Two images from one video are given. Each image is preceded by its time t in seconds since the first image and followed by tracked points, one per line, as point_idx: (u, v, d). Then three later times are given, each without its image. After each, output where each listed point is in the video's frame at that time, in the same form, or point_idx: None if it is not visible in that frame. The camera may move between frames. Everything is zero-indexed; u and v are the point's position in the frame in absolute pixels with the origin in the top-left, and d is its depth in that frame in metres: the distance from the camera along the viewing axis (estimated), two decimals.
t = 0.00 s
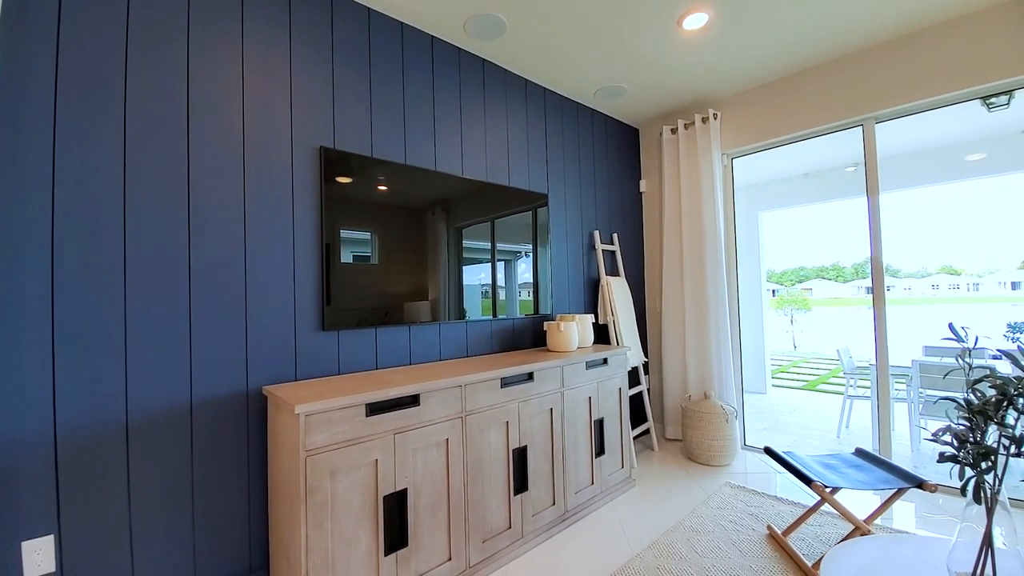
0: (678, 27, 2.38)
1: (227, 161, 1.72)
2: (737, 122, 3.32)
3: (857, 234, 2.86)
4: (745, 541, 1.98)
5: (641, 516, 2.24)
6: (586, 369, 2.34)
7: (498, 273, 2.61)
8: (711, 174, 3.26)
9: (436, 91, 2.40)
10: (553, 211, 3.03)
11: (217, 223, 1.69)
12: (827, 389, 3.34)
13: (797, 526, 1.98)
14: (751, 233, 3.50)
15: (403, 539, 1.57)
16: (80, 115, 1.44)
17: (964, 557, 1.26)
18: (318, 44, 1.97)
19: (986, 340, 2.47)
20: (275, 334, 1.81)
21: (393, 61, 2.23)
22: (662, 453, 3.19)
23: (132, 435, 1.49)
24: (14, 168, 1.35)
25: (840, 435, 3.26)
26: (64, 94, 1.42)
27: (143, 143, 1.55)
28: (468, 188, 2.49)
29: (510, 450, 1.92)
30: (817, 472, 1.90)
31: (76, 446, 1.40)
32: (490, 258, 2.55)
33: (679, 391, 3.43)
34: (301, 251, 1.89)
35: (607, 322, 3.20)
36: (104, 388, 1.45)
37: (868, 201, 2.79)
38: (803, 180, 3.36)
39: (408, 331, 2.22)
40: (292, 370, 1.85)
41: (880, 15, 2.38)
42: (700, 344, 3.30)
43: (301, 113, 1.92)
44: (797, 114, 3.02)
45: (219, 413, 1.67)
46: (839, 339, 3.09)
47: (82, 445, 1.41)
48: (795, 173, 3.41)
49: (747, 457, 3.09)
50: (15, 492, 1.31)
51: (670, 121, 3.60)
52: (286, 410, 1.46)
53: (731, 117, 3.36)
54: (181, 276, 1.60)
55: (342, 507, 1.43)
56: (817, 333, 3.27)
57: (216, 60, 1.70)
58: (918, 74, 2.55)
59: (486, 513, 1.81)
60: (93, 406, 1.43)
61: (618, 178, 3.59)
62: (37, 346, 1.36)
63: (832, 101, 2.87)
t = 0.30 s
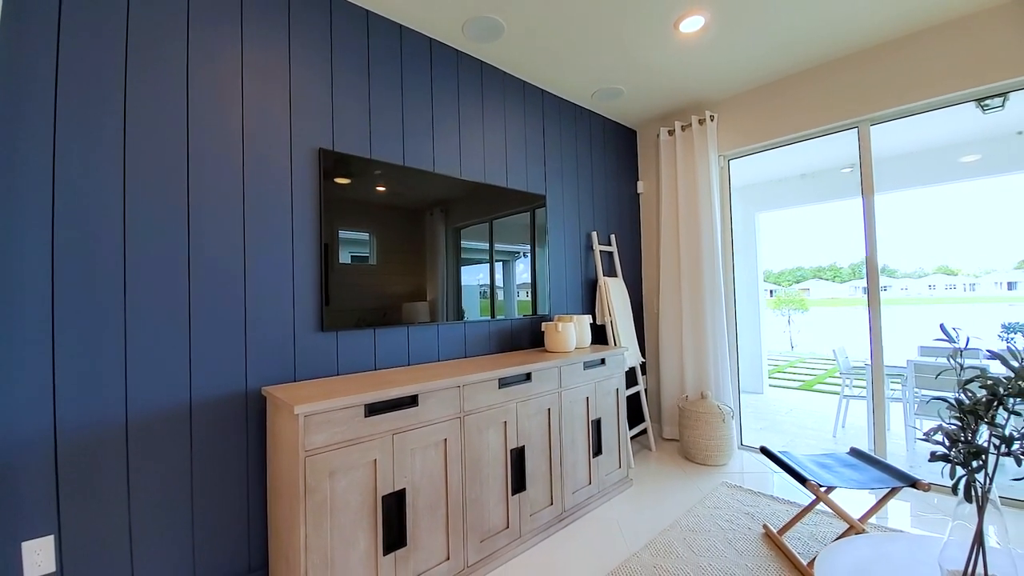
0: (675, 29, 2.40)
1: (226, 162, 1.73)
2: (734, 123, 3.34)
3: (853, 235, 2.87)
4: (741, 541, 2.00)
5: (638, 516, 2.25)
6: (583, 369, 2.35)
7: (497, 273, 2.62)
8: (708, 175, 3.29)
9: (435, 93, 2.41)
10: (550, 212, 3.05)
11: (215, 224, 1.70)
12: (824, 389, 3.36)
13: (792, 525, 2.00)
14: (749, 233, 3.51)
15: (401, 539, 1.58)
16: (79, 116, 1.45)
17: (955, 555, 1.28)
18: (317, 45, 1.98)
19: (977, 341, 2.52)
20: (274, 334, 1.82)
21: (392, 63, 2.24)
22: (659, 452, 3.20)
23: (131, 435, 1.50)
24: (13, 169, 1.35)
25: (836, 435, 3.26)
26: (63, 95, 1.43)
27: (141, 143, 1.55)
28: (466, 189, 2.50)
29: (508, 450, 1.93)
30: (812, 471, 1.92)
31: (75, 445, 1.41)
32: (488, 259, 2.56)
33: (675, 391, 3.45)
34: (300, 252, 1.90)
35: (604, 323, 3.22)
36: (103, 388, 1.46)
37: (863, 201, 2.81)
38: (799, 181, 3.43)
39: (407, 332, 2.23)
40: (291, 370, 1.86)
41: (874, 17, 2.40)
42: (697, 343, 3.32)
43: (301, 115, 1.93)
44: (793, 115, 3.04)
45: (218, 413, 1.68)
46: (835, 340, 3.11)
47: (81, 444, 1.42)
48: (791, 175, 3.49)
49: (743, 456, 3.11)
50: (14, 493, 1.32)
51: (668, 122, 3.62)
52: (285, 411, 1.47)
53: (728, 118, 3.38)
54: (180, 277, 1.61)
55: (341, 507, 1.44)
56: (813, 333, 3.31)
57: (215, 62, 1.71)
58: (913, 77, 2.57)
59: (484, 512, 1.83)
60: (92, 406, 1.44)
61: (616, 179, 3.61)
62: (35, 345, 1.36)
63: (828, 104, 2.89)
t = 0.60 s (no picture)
0: (671, 31, 2.42)
1: (225, 162, 1.74)
2: (730, 124, 3.37)
3: (848, 236, 2.90)
4: (736, 539, 2.02)
5: (635, 515, 2.27)
6: (580, 369, 2.36)
7: (495, 273, 2.63)
8: (705, 176, 3.30)
9: (433, 94, 2.42)
10: (548, 212, 3.06)
11: (214, 224, 1.70)
12: (820, 389, 3.37)
13: (787, 523, 2.02)
14: (745, 233, 3.53)
15: (399, 538, 1.59)
16: (77, 117, 1.45)
17: (947, 552, 1.29)
18: (316, 46, 1.99)
19: (968, 341, 2.56)
20: (272, 335, 1.83)
21: (390, 65, 2.25)
22: (656, 452, 3.22)
23: (129, 435, 1.50)
24: (11, 170, 1.36)
25: (831, 434, 3.29)
26: (62, 95, 1.43)
27: (140, 144, 1.56)
28: (463, 189, 2.50)
29: (505, 450, 1.94)
30: (806, 470, 1.94)
31: (73, 446, 1.41)
32: (486, 259, 2.58)
33: (672, 390, 3.47)
34: (298, 252, 1.91)
35: (602, 323, 3.24)
36: (101, 388, 1.46)
37: (857, 202, 2.83)
38: (795, 182, 3.45)
39: (405, 332, 2.24)
40: (289, 370, 1.86)
41: (869, 20, 2.42)
42: (694, 343, 3.34)
43: (299, 116, 1.93)
44: (789, 117, 3.07)
45: (217, 414, 1.69)
46: (830, 340, 3.13)
47: (80, 444, 1.42)
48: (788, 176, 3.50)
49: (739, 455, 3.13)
50: (13, 493, 1.32)
51: (665, 123, 3.64)
52: (283, 411, 1.48)
53: (725, 119, 3.40)
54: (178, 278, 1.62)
55: (339, 507, 1.45)
56: (808, 332, 3.33)
57: (214, 63, 1.72)
58: (907, 79, 2.60)
59: (482, 511, 1.84)
60: (91, 406, 1.44)
61: (613, 180, 3.62)
62: (34, 346, 1.37)
63: (824, 106, 2.91)
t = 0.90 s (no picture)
0: (668, 33, 2.43)
1: (222, 162, 1.74)
2: (726, 125, 3.39)
3: (842, 237, 2.94)
4: (732, 537, 2.03)
5: (632, 513, 2.28)
6: (577, 369, 2.37)
7: (492, 273, 2.64)
8: (702, 176, 3.32)
9: (430, 94, 2.43)
10: (545, 212, 3.07)
11: (210, 224, 1.70)
12: (817, 389, 3.38)
13: (782, 521, 2.03)
14: (741, 233, 3.56)
15: (396, 537, 1.60)
16: (74, 116, 1.45)
17: (939, 548, 1.29)
18: (314, 45, 2.00)
19: (959, 340, 2.58)
20: (269, 334, 1.83)
21: (388, 65, 2.25)
22: (653, 451, 3.23)
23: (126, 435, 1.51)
24: (7, 169, 1.35)
25: (827, 433, 3.32)
26: (59, 94, 1.43)
27: (138, 143, 1.56)
28: (460, 190, 2.51)
29: (502, 449, 1.95)
30: (800, 468, 1.96)
31: (70, 445, 1.41)
32: (483, 259, 2.59)
33: (668, 390, 3.49)
34: (295, 252, 1.91)
35: (599, 323, 3.26)
36: (97, 388, 1.46)
37: (852, 203, 2.87)
38: (791, 184, 3.45)
39: (402, 332, 2.25)
40: (286, 370, 1.86)
41: (863, 22, 2.44)
42: (690, 343, 3.36)
43: (296, 116, 1.94)
44: (785, 118, 3.09)
45: (214, 413, 1.69)
46: (826, 339, 3.15)
47: (77, 443, 1.42)
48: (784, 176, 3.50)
49: (735, 454, 3.15)
50: (10, 492, 1.32)
51: (662, 124, 3.66)
52: (280, 411, 1.48)
53: (721, 120, 3.42)
54: (175, 277, 1.62)
55: (336, 506, 1.45)
56: (805, 332, 3.36)
57: (211, 63, 1.72)
58: (901, 81, 2.62)
59: (479, 510, 1.85)
60: (88, 405, 1.44)
61: (610, 181, 3.63)
62: (31, 345, 1.37)
63: (819, 107, 2.94)
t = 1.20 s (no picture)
0: (663, 35, 2.45)
1: (219, 162, 1.74)
2: (722, 126, 3.41)
3: (836, 237, 2.97)
4: (727, 535, 2.05)
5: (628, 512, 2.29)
6: (573, 368, 2.38)
7: (489, 273, 2.65)
8: (697, 177, 3.34)
9: (427, 95, 2.43)
10: (542, 213, 3.08)
11: (207, 223, 1.70)
12: (812, 389, 3.37)
13: (776, 519, 2.05)
14: (737, 233, 3.58)
15: (393, 536, 1.60)
16: (72, 116, 1.45)
17: (930, 546, 1.31)
18: (310, 45, 1.99)
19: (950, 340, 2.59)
20: (266, 334, 1.83)
21: (384, 65, 2.25)
22: (649, 450, 3.25)
23: (123, 434, 1.51)
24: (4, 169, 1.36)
25: (821, 432, 3.33)
26: (55, 94, 1.43)
27: (134, 143, 1.56)
28: (457, 190, 2.52)
29: (499, 448, 1.96)
30: (793, 466, 1.98)
31: (67, 444, 1.41)
32: (480, 259, 2.60)
33: (664, 389, 3.51)
34: (292, 252, 1.91)
35: (596, 323, 3.27)
36: (95, 388, 1.46)
37: (846, 204, 2.90)
38: (786, 184, 3.42)
39: (399, 331, 2.25)
40: (283, 370, 1.87)
41: (857, 24, 2.47)
42: (686, 343, 3.38)
43: (293, 117, 1.94)
44: (779, 119, 3.12)
45: (211, 413, 1.69)
46: (820, 339, 3.17)
47: (74, 443, 1.42)
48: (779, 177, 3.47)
49: (730, 453, 3.17)
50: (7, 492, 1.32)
51: (658, 125, 3.68)
52: (277, 410, 1.49)
53: (716, 121, 3.44)
54: (172, 277, 1.62)
55: (333, 504, 1.46)
56: (800, 333, 3.33)
57: (208, 63, 1.72)
58: (894, 83, 2.65)
59: (476, 509, 1.85)
60: (85, 405, 1.44)
61: (607, 181, 3.65)
62: (29, 344, 1.37)
63: (813, 108, 2.96)
